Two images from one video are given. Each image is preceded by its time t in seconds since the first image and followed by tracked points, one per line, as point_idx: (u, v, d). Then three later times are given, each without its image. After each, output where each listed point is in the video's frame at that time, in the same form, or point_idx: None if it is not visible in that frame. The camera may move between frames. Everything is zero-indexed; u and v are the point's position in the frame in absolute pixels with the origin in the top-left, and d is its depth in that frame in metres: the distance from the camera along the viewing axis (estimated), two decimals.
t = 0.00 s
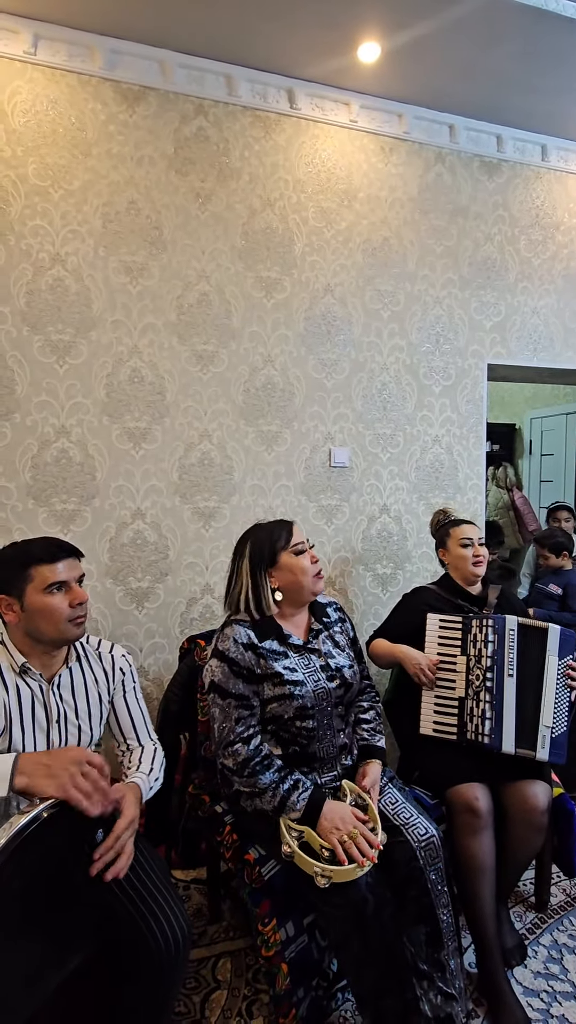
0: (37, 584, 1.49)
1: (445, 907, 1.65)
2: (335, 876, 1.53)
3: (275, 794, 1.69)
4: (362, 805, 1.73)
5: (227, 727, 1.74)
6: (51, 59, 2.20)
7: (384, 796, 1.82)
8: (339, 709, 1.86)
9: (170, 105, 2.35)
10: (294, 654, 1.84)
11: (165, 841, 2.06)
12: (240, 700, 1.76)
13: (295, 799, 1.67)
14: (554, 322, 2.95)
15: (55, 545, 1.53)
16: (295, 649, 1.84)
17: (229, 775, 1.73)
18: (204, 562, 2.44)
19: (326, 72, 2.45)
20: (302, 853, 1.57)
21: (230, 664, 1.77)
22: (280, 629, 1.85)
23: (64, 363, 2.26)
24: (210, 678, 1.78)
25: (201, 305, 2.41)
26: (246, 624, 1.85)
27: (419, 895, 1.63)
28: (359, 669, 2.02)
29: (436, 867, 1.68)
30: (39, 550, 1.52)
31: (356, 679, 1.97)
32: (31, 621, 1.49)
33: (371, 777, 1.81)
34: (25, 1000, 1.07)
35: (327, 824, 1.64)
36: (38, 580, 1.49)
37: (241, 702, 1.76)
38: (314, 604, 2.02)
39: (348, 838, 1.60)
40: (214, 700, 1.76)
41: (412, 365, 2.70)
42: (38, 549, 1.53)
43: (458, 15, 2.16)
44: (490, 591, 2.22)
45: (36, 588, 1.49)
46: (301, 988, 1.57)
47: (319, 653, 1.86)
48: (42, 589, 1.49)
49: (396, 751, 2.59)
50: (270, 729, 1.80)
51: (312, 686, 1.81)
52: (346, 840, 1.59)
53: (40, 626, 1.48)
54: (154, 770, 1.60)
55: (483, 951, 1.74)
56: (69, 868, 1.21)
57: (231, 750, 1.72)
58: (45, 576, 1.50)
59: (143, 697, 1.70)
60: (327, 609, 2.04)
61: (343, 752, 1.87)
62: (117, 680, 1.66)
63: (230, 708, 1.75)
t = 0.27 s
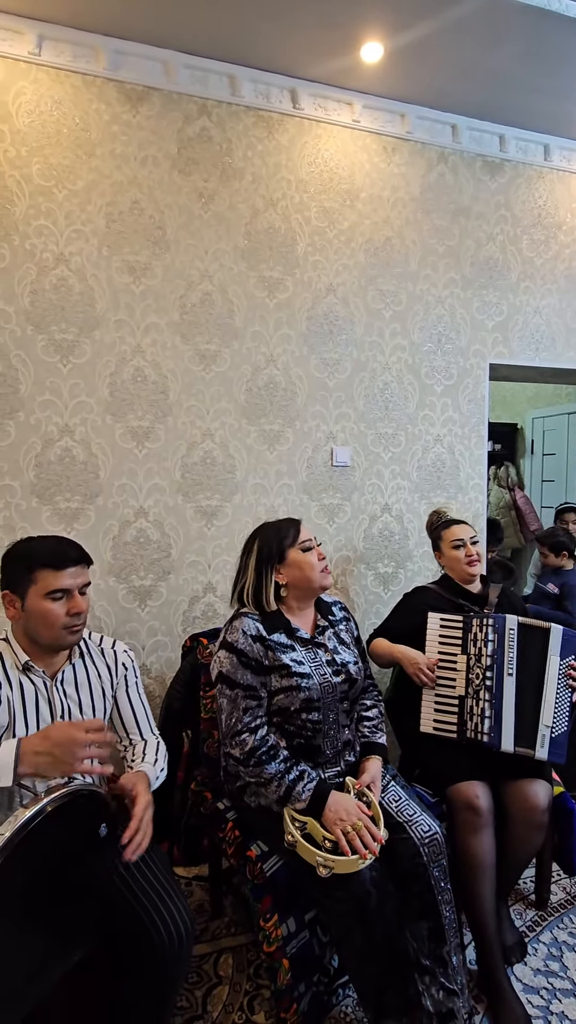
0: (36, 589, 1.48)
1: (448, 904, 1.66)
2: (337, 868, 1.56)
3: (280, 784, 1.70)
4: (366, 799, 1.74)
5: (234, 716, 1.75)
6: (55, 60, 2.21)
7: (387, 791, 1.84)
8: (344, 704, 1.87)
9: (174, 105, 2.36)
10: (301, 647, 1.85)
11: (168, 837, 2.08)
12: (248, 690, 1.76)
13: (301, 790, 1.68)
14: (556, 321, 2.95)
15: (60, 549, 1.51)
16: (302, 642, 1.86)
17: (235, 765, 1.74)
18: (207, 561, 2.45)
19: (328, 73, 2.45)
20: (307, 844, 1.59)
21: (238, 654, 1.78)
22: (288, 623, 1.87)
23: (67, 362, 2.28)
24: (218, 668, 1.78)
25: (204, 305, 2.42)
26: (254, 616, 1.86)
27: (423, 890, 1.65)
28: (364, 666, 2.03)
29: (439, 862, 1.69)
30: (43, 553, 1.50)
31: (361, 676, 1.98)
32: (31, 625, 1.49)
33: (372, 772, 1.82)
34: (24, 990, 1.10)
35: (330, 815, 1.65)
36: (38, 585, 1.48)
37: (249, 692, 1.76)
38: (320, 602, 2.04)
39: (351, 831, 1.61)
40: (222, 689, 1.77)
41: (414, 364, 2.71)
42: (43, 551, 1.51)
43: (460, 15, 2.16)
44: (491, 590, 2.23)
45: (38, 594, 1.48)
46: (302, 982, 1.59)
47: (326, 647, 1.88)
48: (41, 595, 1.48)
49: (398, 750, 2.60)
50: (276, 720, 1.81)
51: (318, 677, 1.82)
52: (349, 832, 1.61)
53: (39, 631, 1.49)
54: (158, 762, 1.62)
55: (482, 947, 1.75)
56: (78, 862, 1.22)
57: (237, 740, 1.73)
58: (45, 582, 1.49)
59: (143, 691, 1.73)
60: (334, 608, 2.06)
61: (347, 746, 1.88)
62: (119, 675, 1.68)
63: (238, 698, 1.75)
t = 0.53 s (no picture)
0: (29, 605, 1.44)
1: (448, 895, 1.68)
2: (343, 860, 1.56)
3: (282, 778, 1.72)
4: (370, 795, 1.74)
5: (239, 710, 1.77)
6: (58, 60, 2.22)
7: (388, 788, 1.84)
8: (348, 702, 1.89)
9: (177, 104, 2.36)
10: (309, 645, 1.86)
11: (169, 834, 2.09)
12: (253, 684, 1.78)
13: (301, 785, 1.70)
14: (558, 321, 2.95)
15: (55, 567, 1.43)
16: (310, 639, 1.87)
17: (238, 757, 1.76)
18: (209, 559, 2.46)
19: (331, 72, 2.46)
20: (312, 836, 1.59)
21: (246, 649, 1.80)
22: (296, 620, 1.88)
23: (70, 361, 2.28)
24: (226, 662, 1.80)
25: (206, 304, 2.43)
26: (263, 613, 1.87)
27: (424, 885, 1.66)
28: (369, 664, 2.04)
29: (441, 857, 1.69)
30: (38, 567, 1.44)
31: (367, 674, 1.99)
32: (25, 636, 1.47)
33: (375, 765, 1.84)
34: (33, 987, 1.11)
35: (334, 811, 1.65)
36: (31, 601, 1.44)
37: (254, 686, 1.78)
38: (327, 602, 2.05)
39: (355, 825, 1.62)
40: (227, 682, 1.79)
41: (416, 364, 2.71)
42: (40, 563, 1.45)
43: (463, 14, 2.16)
44: (492, 588, 2.24)
45: (30, 609, 1.44)
46: (303, 978, 1.61)
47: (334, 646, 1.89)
48: (33, 611, 1.44)
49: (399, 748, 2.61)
50: (281, 715, 1.82)
51: (326, 674, 1.84)
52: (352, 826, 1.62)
53: (32, 642, 1.47)
54: (165, 755, 1.63)
55: (482, 944, 1.76)
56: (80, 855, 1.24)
57: (241, 734, 1.74)
58: (37, 598, 1.44)
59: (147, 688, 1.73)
60: (341, 608, 2.08)
61: (350, 744, 1.90)
62: (123, 671, 1.68)
63: (243, 692, 1.77)
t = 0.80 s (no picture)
0: (39, 612, 1.43)
1: (451, 893, 1.68)
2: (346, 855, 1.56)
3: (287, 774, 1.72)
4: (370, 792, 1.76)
5: (245, 704, 1.77)
6: (61, 59, 2.22)
7: (391, 784, 1.85)
8: (352, 698, 1.90)
9: (179, 104, 2.36)
10: (311, 641, 1.88)
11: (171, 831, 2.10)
12: (259, 678, 1.79)
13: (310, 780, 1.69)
14: (559, 320, 2.95)
15: (68, 579, 1.41)
16: (313, 635, 1.89)
17: (243, 751, 1.77)
18: (210, 558, 2.47)
19: (333, 71, 2.45)
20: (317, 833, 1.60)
21: (252, 643, 1.81)
22: (299, 616, 1.90)
23: (72, 360, 2.29)
24: (231, 656, 1.81)
25: (208, 303, 2.43)
26: (268, 608, 1.89)
27: (427, 881, 1.67)
28: (372, 664, 2.05)
29: (445, 855, 1.70)
30: (51, 575, 1.42)
31: (369, 672, 2.01)
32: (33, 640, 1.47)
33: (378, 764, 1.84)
34: (33, 983, 1.12)
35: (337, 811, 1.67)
36: (42, 609, 1.43)
37: (260, 680, 1.79)
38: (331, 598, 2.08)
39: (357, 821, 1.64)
40: (233, 677, 1.79)
41: (418, 363, 2.72)
42: (53, 572, 1.43)
43: (464, 13, 2.16)
44: (492, 587, 2.24)
45: (40, 617, 1.44)
46: (304, 974, 1.63)
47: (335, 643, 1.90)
48: (42, 619, 1.44)
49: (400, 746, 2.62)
50: (285, 710, 1.83)
51: (328, 670, 1.85)
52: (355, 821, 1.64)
53: (39, 647, 1.47)
54: (153, 763, 1.60)
55: (482, 941, 1.77)
56: (82, 853, 1.25)
57: (246, 727, 1.75)
58: (49, 607, 1.43)
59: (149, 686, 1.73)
60: (345, 605, 2.09)
61: (354, 742, 1.91)
62: (127, 672, 1.68)
63: (249, 685, 1.78)
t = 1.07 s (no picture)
0: (63, 626, 1.40)
1: (452, 889, 1.69)
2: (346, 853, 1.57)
3: (293, 768, 1.73)
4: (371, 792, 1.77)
5: (254, 698, 1.78)
6: (62, 58, 2.22)
7: (393, 782, 1.86)
8: (355, 691, 1.91)
9: (179, 102, 2.36)
10: (316, 634, 1.90)
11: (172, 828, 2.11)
12: (267, 670, 1.79)
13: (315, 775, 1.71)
14: (560, 319, 2.95)
15: (97, 600, 1.37)
16: (317, 628, 1.91)
17: (250, 746, 1.77)
18: (211, 556, 2.47)
19: (334, 69, 2.45)
20: (318, 832, 1.60)
21: (258, 637, 1.81)
22: (302, 610, 1.91)
23: (73, 359, 2.29)
24: (238, 649, 1.81)
25: (209, 302, 2.43)
26: (272, 602, 1.90)
27: (429, 877, 1.68)
28: (373, 657, 2.07)
29: (445, 851, 1.70)
30: (79, 592, 1.39)
31: (371, 666, 2.02)
32: (53, 650, 1.45)
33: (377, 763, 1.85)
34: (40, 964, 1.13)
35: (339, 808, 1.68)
36: (67, 623, 1.40)
37: (268, 672, 1.79)
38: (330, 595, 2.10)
39: (361, 817, 1.65)
40: (240, 669, 1.79)
41: (418, 362, 2.72)
42: (84, 588, 1.39)
43: (465, 12, 2.16)
44: (492, 585, 2.25)
45: (65, 631, 1.40)
46: (304, 970, 1.63)
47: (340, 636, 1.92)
48: (66, 634, 1.40)
49: (400, 744, 2.63)
50: (291, 704, 1.83)
51: (334, 663, 1.86)
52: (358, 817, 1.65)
53: (58, 658, 1.45)
54: (148, 765, 1.61)
55: (482, 939, 1.78)
56: (77, 850, 1.26)
57: (252, 719, 1.76)
58: (76, 625, 1.39)
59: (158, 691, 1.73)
60: (344, 601, 2.12)
61: (356, 734, 1.91)
62: (136, 678, 1.68)
63: (257, 677, 1.78)
